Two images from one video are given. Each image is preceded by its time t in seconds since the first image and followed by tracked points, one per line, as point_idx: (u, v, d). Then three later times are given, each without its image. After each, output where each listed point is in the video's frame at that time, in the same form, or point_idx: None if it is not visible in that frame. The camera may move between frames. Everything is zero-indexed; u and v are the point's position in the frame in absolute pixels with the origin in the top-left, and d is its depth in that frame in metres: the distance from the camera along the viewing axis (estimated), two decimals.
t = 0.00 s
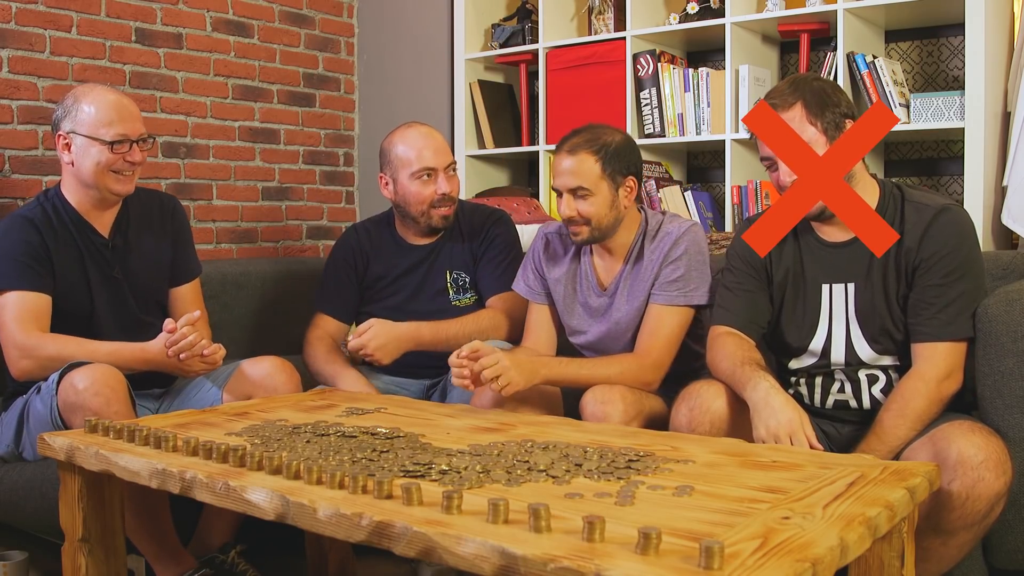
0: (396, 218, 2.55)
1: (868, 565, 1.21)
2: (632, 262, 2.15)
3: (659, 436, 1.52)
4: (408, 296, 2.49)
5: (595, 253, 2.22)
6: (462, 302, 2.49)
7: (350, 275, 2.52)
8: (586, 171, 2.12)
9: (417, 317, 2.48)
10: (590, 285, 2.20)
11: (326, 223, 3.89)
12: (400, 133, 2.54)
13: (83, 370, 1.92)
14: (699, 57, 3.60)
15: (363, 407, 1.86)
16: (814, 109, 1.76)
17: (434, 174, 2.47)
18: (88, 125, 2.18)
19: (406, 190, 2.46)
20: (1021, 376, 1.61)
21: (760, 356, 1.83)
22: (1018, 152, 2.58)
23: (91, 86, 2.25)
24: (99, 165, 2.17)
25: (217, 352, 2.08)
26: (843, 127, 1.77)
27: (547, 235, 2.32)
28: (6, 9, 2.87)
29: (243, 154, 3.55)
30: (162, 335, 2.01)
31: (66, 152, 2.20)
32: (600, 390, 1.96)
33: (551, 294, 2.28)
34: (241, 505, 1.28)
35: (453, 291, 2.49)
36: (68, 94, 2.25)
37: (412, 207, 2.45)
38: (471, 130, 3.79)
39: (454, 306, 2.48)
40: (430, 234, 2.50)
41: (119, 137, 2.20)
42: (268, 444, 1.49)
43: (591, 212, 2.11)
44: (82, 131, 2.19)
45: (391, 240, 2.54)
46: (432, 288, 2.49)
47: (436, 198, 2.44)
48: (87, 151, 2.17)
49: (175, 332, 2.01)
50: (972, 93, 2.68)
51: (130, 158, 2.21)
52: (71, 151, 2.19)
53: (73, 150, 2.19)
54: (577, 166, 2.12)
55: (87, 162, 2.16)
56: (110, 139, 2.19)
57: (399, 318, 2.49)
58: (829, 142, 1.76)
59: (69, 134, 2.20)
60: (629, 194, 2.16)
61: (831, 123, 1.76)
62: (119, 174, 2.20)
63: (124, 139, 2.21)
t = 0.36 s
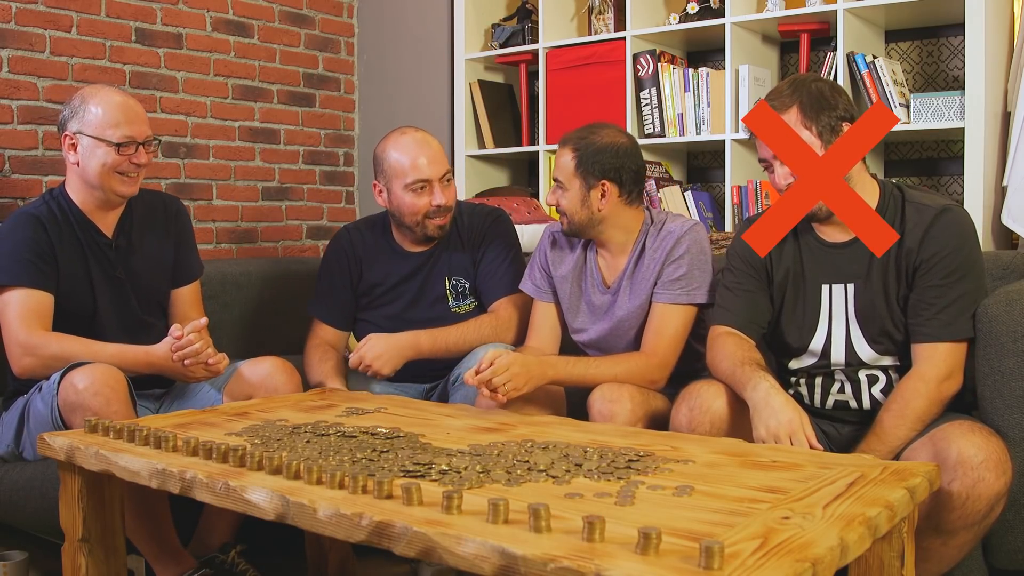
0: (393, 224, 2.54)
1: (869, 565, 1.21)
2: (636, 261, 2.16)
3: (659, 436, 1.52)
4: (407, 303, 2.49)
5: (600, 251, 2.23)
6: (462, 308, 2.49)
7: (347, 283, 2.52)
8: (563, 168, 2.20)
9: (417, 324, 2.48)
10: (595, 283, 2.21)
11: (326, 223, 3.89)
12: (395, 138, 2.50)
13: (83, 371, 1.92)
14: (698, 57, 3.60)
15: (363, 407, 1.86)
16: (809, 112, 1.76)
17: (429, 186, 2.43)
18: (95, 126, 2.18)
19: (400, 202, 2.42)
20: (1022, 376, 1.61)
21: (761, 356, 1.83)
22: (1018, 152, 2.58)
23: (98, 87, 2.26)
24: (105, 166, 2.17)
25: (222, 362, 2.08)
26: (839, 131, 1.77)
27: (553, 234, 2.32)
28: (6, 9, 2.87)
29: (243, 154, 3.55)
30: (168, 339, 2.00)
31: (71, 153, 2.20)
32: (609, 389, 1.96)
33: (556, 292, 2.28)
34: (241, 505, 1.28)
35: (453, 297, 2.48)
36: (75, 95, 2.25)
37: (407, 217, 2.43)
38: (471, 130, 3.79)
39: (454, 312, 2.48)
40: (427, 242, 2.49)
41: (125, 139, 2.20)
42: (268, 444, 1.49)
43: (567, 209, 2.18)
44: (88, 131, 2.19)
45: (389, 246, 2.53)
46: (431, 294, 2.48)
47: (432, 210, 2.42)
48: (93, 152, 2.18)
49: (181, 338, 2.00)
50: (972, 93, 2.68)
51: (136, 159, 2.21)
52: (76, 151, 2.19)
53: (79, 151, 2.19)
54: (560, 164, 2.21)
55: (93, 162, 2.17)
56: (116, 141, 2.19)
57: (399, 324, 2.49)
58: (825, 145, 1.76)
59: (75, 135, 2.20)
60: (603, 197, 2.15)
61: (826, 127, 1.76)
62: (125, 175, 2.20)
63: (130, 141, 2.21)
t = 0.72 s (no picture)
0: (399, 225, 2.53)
1: (868, 565, 1.21)
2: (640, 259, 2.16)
3: (659, 436, 1.52)
4: (412, 303, 2.49)
5: (604, 250, 2.23)
6: (466, 308, 2.48)
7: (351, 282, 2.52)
8: (589, 151, 2.19)
9: (420, 324, 2.48)
10: (599, 281, 2.21)
11: (326, 223, 3.89)
12: (406, 138, 2.50)
13: (83, 370, 1.92)
14: (699, 57, 3.60)
15: (363, 407, 1.86)
16: (805, 113, 1.80)
17: (443, 186, 2.43)
18: (98, 129, 2.16)
19: (414, 201, 2.41)
20: (1021, 376, 1.61)
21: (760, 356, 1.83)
22: (1018, 152, 2.58)
23: (107, 90, 2.23)
24: (105, 170, 2.15)
25: (226, 371, 2.08)
26: (836, 133, 1.80)
27: (556, 233, 2.32)
28: (6, 9, 2.87)
29: (243, 154, 3.55)
30: (173, 343, 2.02)
31: (76, 153, 2.19)
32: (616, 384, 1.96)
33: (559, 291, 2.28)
34: (241, 505, 1.28)
35: (456, 297, 2.48)
36: (85, 95, 2.23)
37: (420, 217, 2.42)
38: (471, 130, 3.79)
39: (457, 312, 2.48)
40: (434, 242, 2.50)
41: (128, 145, 2.17)
42: (268, 444, 1.49)
43: (590, 191, 2.16)
44: (92, 134, 2.16)
45: (395, 245, 2.53)
46: (436, 294, 2.48)
47: (447, 211, 2.43)
48: (96, 156, 2.16)
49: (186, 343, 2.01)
50: (972, 93, 2.67)
51: (138, 166, 2.18)
52: (80, 152, 2.18)
53: (82, 152, 2.17)
54: (585, 146, 2.19)
55: (94, 166, 2.15)
56: (118, 146, 2.16)
57: (403, 324, 2.49)
58: (821, 147, 1.79)
59: (79, 136, 2.18)
60: (631, 181, 2.18)
61: (822, 129, 1.80)
62: (125, 181, 2.18)
63: (132, 147, 2.17)
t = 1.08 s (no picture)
0: (407, 220, 2.54)
1: (869, 565, 1.21)
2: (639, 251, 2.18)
3: (659, 436, 1.52)
4: (417, 299, 2.49)
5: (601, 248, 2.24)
6: (470, 307, 2.48)
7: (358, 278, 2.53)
8: (609, 142, 2.21)
9: (423, 320, 2.48)
10: (598, 277, 2.21)
11: (326, 223, 3.89)
12: (418, 135, 2.44)
13: (82, 370, 1.92)
14: (699, 57, 3.60)
15: (363, 407, 1.86)
16: (803, 114, 1.80)
17: (433, 185, 2.40)
18: (106, 132, 2.17)
19: (407, 196, 2.43)
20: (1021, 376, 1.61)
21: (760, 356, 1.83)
22: (1018, 152, 2.58)
23: (114, 92, 2.24)
24: (111, 173, 2.16)
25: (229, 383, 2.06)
26: (834, 132, 1.80)
27: (549, 237, 2.31)
28: (6, 9, 2.87)
29: (243, 154, 3.55)
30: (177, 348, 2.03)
31: (82, 155, 2.19)
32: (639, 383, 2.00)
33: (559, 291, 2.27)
34: (241, 505, 1.28)
35: (462, 295, 2.48)
36: (91, 97, 2.23)
37: (410, 212, 2.44)
38: (471, 130, 3.79)
39: (461, 311, 2.47)
40: (434, 241, 2.49)
41: (135, 148, 2.18)
42: (268, 444, 1.49)
43: (618, 178, 2.18)
44: (99, 137, 2.17)
45: (403, 241, 2.53)
46: (441, 292, 2.48)
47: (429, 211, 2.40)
48: (101, 158, 2.16)
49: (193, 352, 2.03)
50: (972, 93, 2.67)
51: (144, 169, 2.19)
52: (86, 154, 2.18)
53: (88, 154, 2.18)
54: (608, 135, 2.22)
55: (101, 168, 2.16)
56: (125, 149, 2.17)
57: (407, 320, 2.49)
58: (820, 146, 1.79)
59: (86, 138, 2.19)
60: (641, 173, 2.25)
61: (821, 128, 1.80)
62: (131, 184, 2.19)
63: (140, 150, 2.18)
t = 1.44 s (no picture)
0: (416, 219, 2.53)
1: (869, 565, 1.21)
2: (642, 253, 2.18)
3: (659, 436, 1.52)
4: (423, 298, 2.49)
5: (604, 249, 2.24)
6: (476, 307, 2.48)
7: (363, 276, 2.52)
8: (598, 148, 2.21)
9: (428, 320, 2.48)
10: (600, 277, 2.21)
11: (326, 223, 3.89)
12: (431, 134, 2.43)
13: (80, 370, 1.92)
14: (699, 57, 3.60)
15: (363, 407, 1.86)
16: (804, 113, 1.80)
17: (441, 185, 2.39)
18: (116, 136, 2.16)
19: (416, 195, 2.44)
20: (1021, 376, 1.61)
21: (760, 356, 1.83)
22: (1018, 152, 2.58)
23: (126, 94, 2.23)
24: (121, 177, 2.16)
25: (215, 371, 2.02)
26: (835, 132, 1.80)
27: (554, 238, 2.33)
28: (6, 9, 2.86)
29: (243, 154, 3.55)
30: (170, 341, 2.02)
31: (91, 157, 2.19)
32: (639, 382, 2.00)
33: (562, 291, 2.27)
34: (241, 505, 1.28)
35: (468, 295, 2.49)
36: (102, 99, 2.23)
37: (419, 212, 2.44)
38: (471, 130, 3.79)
39: (467, 310, 2.48)
40: (442, 241, 2.49)
41: (145, 152, 2.18)
42: (268, 444, 1.49)
43: (605, 184, 2.17)
44: (109, 140, 2.17)
45: (411, 240, 2.53)
46: (447, 291, 2.49)
47: (436, 211, 2.40)
48: (112, 162, 2.16)
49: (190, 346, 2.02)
50: (972, 93, 2.67)
51: (153, 174, 2.19)
52: (96, 156, 2.18)
53: (98, 157, 2.18)
54: (594, 142, 2.22)
55: (110, 171, 2.16)
56: (135, 154, 2.17)
57: (412, 319, 2.49)
58: (819, 146, 1.79)
59: (96, 141, 2.18)
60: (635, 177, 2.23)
61: (821, 128, 1.80)
62: (140, 188, 2.19)
63: (150, 155, 2.18)
